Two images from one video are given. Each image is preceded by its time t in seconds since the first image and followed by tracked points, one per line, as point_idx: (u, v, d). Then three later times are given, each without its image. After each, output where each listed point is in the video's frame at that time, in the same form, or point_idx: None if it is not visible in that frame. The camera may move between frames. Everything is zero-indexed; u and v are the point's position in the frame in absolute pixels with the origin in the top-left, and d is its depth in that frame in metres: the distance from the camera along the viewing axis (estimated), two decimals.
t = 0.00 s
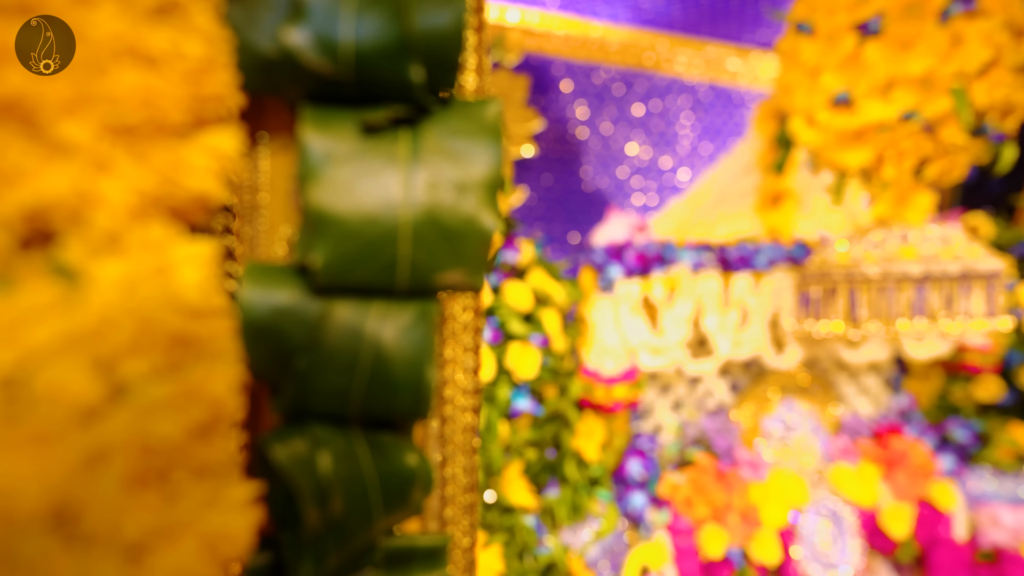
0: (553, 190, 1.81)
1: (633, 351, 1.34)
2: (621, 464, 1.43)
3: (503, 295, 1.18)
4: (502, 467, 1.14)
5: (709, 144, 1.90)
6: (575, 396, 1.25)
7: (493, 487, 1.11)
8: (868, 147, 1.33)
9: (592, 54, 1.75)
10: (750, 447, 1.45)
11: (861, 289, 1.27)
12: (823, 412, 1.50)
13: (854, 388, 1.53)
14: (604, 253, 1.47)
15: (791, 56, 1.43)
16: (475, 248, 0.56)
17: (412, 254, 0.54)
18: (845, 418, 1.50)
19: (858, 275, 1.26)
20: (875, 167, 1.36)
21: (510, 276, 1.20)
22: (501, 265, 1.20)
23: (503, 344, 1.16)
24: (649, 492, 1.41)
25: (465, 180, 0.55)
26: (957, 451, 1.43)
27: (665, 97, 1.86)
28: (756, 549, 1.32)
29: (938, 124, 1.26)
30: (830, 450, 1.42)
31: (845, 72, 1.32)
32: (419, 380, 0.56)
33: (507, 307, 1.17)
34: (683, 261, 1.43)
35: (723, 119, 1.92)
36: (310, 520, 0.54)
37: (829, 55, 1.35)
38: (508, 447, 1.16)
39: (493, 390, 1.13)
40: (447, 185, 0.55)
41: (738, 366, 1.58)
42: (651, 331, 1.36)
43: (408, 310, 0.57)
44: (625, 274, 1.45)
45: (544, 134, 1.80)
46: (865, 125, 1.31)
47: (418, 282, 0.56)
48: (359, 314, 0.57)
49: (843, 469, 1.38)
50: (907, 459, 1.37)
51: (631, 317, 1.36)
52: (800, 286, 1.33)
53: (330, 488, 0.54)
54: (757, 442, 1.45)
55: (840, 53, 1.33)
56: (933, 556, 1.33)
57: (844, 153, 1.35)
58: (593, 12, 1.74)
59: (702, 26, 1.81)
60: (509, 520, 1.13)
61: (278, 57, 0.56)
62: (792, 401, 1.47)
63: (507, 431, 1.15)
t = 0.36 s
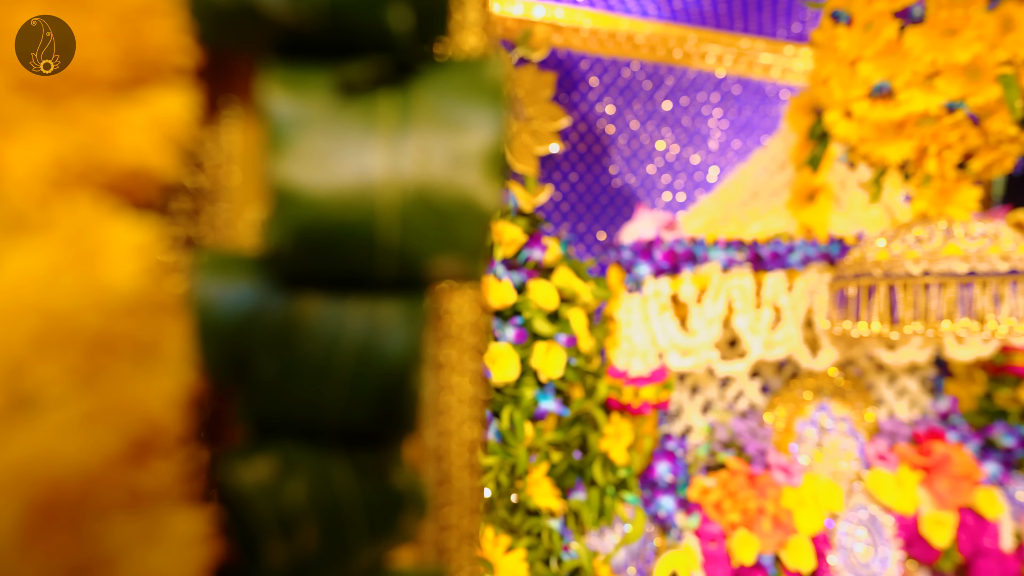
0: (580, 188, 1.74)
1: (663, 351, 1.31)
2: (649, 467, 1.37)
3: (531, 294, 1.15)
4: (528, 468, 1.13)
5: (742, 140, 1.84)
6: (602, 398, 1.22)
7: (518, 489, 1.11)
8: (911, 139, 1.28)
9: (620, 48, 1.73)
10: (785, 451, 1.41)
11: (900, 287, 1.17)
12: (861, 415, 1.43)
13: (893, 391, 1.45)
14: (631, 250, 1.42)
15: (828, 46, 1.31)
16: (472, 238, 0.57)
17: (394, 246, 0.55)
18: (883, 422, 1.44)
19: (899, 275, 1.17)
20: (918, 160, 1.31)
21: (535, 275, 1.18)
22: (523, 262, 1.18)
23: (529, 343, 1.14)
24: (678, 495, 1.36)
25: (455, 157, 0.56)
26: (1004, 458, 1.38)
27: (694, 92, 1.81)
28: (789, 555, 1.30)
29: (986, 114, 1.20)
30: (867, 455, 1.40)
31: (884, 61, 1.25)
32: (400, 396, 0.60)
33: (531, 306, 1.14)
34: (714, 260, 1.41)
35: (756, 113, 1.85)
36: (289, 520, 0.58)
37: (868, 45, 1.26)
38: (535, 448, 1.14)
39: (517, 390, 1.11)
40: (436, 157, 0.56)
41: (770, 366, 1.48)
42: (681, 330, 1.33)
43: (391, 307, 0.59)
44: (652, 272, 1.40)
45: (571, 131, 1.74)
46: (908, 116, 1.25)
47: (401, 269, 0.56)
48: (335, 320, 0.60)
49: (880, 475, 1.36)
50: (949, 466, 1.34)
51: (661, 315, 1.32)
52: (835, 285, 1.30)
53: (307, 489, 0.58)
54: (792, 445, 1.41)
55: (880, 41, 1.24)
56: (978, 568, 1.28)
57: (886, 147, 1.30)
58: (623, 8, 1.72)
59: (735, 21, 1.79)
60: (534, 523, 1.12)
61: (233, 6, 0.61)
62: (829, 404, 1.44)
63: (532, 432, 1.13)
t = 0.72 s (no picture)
0: (605, 183, 1.70)
1: (691, 350, 1.27)
2: (676, 470, 1.30)
3: (555, 290, 1.10)
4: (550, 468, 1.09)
5: (774, 133, 1.77)
6: (628, 398, 1.18)
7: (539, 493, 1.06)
8: (957, 128, 1.21)
9: (647, 39, 1.70)
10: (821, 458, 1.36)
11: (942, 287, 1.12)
12: (898, 418, 1.38)
13: (933, 394, 1.39)
14: (658, 247, 1.34)
15: (868, 32, 1.29)
16: (427, 194, 0.59)
17: (336, 193, 0.55)
18: (923, 426, 1.38)
19: (944, 272, 1.12)
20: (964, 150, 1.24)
21: (558, 271, 1.15)
22: (544, 258, 1.14)
23: (551, 341, 1.08)
24: (706, 500, 1.31)
25: (407, 94, 0.57)
26: None
27: (723, 84, 1.76)
28: (825, 563, 1.27)
29: None
30: (905, 460, 1.35)
31: (927, 46, 1.19)
32: (346, 386, 0.56)
33: (557, 303, 1.09)
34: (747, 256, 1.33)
35: (789, 106, 1.78)
36: (220, 499, 0.54)
37: (909, 29, 1.21)
38: (558, 449, 1.09)
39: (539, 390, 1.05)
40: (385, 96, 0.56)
41: (802, 367, 1.42)
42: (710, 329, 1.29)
43: (333, 281, 0.55)
44: (681, 269, 1.32)
45: (597, 125, 1.70)
46: (953, 104, 1.19)
47: (343, 226, 0.55)
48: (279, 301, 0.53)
49: (921, 481, 1.31)
50: (995, 472, 1.27)
51: (689, 314, 1.28)
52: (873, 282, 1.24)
53: (250, 467, 0.54)
54: (827, 450, 1.36)
55: (922, 25, 1.19)
56: None
57: (928, 138, 1.25)
58: None
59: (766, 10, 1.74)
60: (556, 527, 1.08)
61: None
62: (865, 407, 1.39)
63: (555, 434, 1.07)
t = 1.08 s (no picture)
0: (628, 180, 1.66)
1: (716, 352, 1.23)
2: (699, 475, 1.24)
3: (574, 289, 1.07)
4: (568, 473, 1.05)
5: (802, 128, 1.71)
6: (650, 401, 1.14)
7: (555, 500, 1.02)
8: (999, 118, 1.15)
9: (670, 33, 1.66)
10: (853, 466, 1.31)
11: (983, 286, 1.08)
12: (935, 425, 1.33)
13: (970, 398, 1.35)
14: (680, 244, 1.25)
15: (902, 19, 1.22)
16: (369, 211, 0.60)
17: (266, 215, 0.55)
18: (960, 432, 1.33)
19: (984, 271, 1.07)
20: (1007, 142, 1.18)
21: (575, 270, 1.10)
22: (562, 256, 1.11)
23: (569, 342, 1.06)
24: (732, 507, 1.25)
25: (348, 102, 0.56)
26: None
27: (750, 78, 1.70)
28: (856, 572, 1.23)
29: None
30: (942, 469, 1.29)
31: (966, 33, 1.15)
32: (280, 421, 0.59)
33: (575, 303, 1.06)
34: (773, 256, 1.24)
35: (819, 100, 1.72)
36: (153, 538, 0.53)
37: (948, 15, 1.16)
38: (575, 454, 1.04)
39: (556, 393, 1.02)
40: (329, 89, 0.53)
41: (832, 371, 1.38)
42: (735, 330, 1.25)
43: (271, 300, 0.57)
44: (704, 268, 1.24)
45: (619, 122, 1.66)
46: (994, 93, 1.13)
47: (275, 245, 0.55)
48: (120, 311, 0.44)
49: (958, 490, 1.24)
50: None
51: (714, 315, 1.23)
52: (907, 282, 1.18)
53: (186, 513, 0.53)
54: (858, 457, 1.32)
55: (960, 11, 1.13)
56: None
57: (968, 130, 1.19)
58: None
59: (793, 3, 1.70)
60: (573, 534, 1.05)
61: None
62: (898, 413, 1.33)
63: (573, 438, 1.03)
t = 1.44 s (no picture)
0: (647, 179, 1.62)
1: (737, 355, 1.19)
2: (718, 484, 1.20)
3: (588, 292, 1.03)
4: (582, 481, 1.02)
5: (828, 125, 1.66)
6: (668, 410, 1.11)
7: (568, 510, 0.98)
8: None
9: (691, 27, 1.62)
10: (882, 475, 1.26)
11: None
12: (970, 434, 1.26)
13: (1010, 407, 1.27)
14: (700, 245, 1.20)
15: (934, 8, 1.17)
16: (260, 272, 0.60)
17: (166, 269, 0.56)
18: (999, 442, 1.24)
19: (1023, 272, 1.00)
20: None
21: (589, 271, 1.06)
22: (575, 257, 1.08)
23: (583, 346, 1.02)
24: (752, 517, 1.21)
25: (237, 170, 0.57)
26: None
27: (774, 73, 1.65)
28: None
29: None
30: (977, 480, 1.23)
31: (1003, 21, 1.08)
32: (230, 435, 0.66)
33: (589, 305, 1.03)
34: (797, 257, 1.19)
35: (846, 95, 1.67)
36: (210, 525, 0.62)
37: (984, 2, 1.10)
38: (589, 462, 1.00)
39: (568, 399, 0.99)
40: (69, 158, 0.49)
41: (860, 377, 1.33)
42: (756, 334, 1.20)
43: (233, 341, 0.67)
44: (724, 269, 1.19)
45: (638, 119, 1.61)
46: None
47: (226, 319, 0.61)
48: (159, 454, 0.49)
49: (994, 503, 1.19)
50: None
51: (736, 318, 1.19)
52: (940, 284, 1.13)
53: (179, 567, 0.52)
54: (888, 467, 1.26)
55: None
56: None
57: (1006, 124, 1.13)
58: None
59: None
60: (586, 545, 1.01)
61: None
62: (930, 422, 1.27)
63: (586, 445, 1.00)
